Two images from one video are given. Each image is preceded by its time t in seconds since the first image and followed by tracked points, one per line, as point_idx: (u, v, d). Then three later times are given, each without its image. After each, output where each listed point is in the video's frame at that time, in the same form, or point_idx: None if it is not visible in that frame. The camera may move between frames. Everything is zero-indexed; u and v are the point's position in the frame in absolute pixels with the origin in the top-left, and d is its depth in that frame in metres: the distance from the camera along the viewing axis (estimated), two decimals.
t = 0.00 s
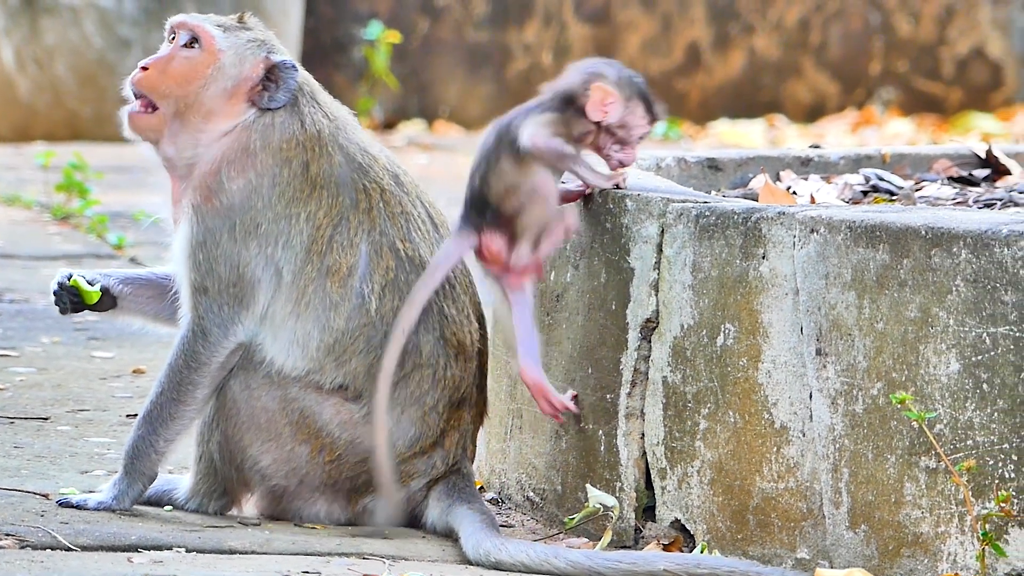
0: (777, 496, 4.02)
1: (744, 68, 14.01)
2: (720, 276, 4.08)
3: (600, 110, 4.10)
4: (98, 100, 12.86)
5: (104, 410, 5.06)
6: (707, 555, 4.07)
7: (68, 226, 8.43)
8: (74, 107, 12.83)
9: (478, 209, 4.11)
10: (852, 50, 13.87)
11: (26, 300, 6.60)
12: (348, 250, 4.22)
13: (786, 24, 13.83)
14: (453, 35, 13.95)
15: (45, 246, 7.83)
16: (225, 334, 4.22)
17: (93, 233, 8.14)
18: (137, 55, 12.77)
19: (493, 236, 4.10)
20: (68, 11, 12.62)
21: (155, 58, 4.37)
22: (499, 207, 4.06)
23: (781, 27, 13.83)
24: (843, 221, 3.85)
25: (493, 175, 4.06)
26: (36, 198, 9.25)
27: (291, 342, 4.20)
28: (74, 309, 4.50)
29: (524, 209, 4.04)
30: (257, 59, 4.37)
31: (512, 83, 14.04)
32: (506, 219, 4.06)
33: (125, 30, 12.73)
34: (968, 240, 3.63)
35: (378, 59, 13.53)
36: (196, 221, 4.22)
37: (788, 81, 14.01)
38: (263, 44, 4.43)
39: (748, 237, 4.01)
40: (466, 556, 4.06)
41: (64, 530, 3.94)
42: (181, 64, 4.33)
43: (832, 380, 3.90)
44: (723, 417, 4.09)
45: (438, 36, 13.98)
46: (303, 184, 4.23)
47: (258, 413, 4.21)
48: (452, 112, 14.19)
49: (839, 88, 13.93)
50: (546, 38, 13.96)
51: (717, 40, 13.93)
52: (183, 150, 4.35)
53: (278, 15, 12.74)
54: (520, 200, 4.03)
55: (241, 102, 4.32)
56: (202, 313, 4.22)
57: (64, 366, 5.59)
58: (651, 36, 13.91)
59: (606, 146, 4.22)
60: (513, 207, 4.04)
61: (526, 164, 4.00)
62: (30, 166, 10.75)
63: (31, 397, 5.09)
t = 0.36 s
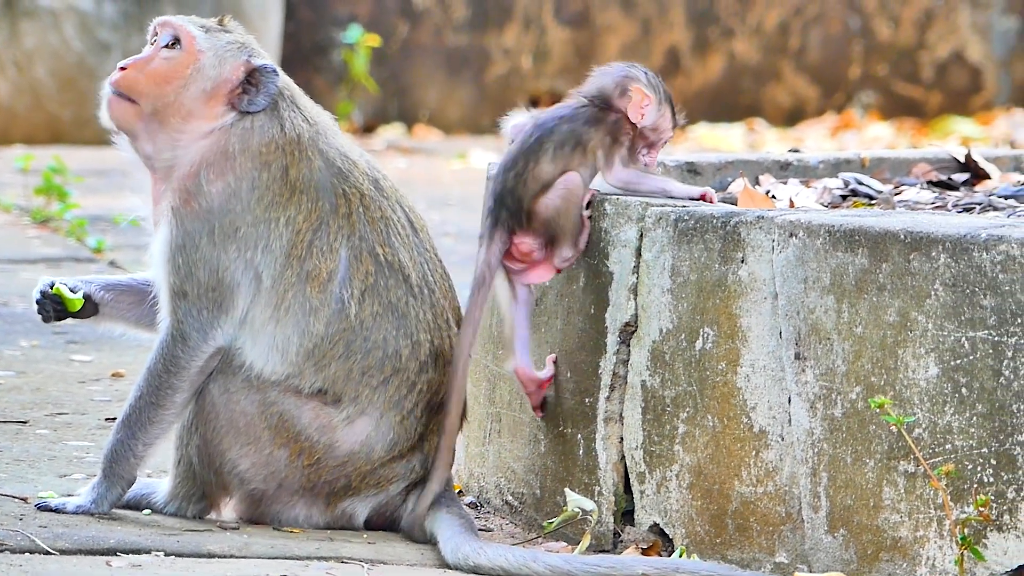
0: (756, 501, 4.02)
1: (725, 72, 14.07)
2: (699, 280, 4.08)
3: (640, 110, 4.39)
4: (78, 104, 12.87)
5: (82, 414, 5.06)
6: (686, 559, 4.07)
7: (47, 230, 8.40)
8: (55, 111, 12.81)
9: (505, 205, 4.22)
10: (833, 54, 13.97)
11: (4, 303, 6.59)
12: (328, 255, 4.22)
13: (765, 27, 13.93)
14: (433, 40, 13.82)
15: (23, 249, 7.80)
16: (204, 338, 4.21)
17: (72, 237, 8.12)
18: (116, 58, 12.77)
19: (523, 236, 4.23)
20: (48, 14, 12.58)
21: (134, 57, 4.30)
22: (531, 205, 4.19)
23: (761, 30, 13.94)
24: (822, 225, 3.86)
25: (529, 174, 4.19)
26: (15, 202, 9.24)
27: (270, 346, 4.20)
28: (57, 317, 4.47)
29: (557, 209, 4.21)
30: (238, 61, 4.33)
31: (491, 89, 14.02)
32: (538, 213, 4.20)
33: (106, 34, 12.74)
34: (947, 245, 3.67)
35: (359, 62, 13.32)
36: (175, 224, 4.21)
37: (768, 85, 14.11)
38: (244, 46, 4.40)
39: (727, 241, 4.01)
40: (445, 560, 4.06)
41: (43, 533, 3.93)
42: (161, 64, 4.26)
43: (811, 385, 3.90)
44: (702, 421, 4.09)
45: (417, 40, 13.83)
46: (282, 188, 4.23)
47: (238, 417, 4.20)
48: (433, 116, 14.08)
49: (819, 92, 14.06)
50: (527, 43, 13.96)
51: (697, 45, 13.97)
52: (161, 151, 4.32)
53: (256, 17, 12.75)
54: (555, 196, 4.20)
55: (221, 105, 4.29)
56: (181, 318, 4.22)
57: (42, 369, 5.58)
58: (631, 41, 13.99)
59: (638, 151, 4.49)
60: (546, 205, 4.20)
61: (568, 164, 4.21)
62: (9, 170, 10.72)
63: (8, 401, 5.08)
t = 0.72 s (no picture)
0: (738, 506, 4.02)
1: (706, 78, 13.99)
2: (680, 285, 4.07)
3: (637, 127, 4.66)
4: (60, 109, 12.86)
5: (64, 420, 5.06)
6: (668, 564, 4.06)
7: (29, 236, 8.39)
8: (37, 117, 12.80)
9: (472, 173, 4.49)
10: (813, 58, 13.92)
11: None
12: (309, 261, 4.22)
13: (747, 33, 13.88)
14: (415, 46, 13.79)
15: (6, 255, 7.78)
16: (186, 343, 4.21)
17: (54, 242, 8.11)
18: (98, 63, 12.77)
19: (476, 206, 4.48)
20: (31, 19, 12.55)
21: (125, 54, 4.33)
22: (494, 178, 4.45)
23: (743, 36, 13.88)
24: (803, 230, 3.86)
25: (507, 153, 4.46)
26: None
27: (252, 352, 4.20)
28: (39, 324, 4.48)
29: (514, 190, 4.41)
30: (226, 68, 4.35)
31: (473, 94, 13.97)
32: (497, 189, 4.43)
33: (87, 39, 12.74)
34: (929, 250, 3.64)
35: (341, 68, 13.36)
36: (157, 229, 4.23)
37: (750, 91, 14.04)
38: (233, 52, 4.42)
39: (709, 247, 4.01)
40: (427, 566, 4.05)
41: (25, 539, 3.92)
42: (149, 64, 4.30)
43: (793, 391, 3.90)
44: (684, 427, 4.09)
45: (399, 45, 13.80)
46: (264, 193, 4.23)
47: (219, 422, 4.21)
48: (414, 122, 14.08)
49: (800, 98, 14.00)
50: (509, 49, 13.86)
51: (679, 50, 13.92)
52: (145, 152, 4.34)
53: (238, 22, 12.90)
54: (516, 178, 4.41)
55: (207, 109, 4.32)
56: (162, 323, 4.22)
57: (24, 375, 5.59)
58: (614, 47, 13.91)
59: (637, 168, 4.72)
60: (506, 182, 4.42)
61: (545, 157, 4.48)
62: None
63: None
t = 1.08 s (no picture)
0: (720, 513, 4.02)
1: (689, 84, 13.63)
2: (663, 292, 4.07)
3: (634, 109, 4.63)
4: (42, 116, 12.78)
5: (47, 426, 5.06)
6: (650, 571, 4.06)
7: (12, 242, 8.40)
8: (18, 122, 12.74)
9: (466, 149, 4.39)
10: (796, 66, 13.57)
11: None
12: (292, 268, 4.22)
13: (730, 39, 13.54)
14: (397, 52, 13.49)
15: None
16: (169, 351, 4.21)
17: (36, 248, 8.10)
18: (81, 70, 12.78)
19: (467, 183, 4.40)
20: (13, 26, 12.60)
21: (115, 56, 4.31)
22: (488, 159, 4.36)
23: (725, 42, 13.54)
24: (786, 237, 3.86)
25: (499, 131, 4.39)
26: None
27: (234, 359, 4.19)
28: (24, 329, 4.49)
29: (507, 183, 4.35)
30: (215, 76, 4.34)
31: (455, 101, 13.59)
32: (489, 173, 4.36)
33: (70, 46, 12.76)
34: (911, 257, 3.65)
35: (322, 75, 13.02)
36: (141, 234, 4.21)
37: (733, 96, 13.69)
38: (222, 60, 4.40)
39: (691, 254, 4.01)
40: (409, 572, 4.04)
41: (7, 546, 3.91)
42: (140, 68, 4.27)
43: (775, 397, 3.90)
44: (666, 434, 4.09)
45: (382, 52, 13.49)
46: (248, 200, 4.22)
47: (202, 430, 4.21)
48: (397, 128, 13.73)
49: (783, 104, 13.65)
50: (491, 54, 13.51)
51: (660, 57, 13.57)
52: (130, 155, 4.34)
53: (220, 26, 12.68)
54: (511, 171, 4.36)
55: (194, 116, 4.31)
56: (145, 330, 4.21)
57: (6, 381, 5.59)
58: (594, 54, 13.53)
59: (627, 148, 4.74)
60: (500, 170, 4.36)
61: (536, 137, 4.44)
62: None
63: None
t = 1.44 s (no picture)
0: (704, 521, 4.02)
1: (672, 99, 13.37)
2: (647, 300, 4.07)
3: (633, 74, 4.48)
4: (25, 125, 12.69)
5: (31, 435, 5.07)
6: None
7: None
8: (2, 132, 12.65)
9: (466, 109, 4.32)
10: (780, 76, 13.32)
11: None
12: (278, 277, 4.21)
13: (714, 47, 13.30)
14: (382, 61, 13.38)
15: None
16: (152, 359, 4.20)
17: (20, 257, 8.09)
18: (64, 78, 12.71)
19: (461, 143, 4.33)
20: None
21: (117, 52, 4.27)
22: (487, 125, 4.29)
23: (709, 51, 13.30)
24: (770, 246, 3.85)
25: (500, 95, 4.30)
26: None
27: (219, 367, 4.19)
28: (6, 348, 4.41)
29: (492, 167, 4.30)
30: (213, 81, 4.32)
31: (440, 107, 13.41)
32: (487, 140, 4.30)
33: (53, 54, 12.66)
34: (895, 265, 3.64)
35: (308, 83, 12.88)
36: (128, 239, 4.19)
37: (716, 105, 13.44)
38: (220, 66, 4.40)
39: (675, 262, 4.01)
40: None
41: None
42: (141, 64, 4.24)
43: (759, 406, 3.90)
44: (650, 442, 4.09)
45: (366, 60, 13.38)
46: (236, 208, 4.21)
47: (186, 439, 4.21)
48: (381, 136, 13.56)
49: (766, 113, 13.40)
50: (476, 61, 13.40)
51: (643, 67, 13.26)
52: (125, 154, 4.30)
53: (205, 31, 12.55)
54: (502, 156, 4.29)
55: (191, 118, 4.28)
56: (130, 338, 4.20)
57: None
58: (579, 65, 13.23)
59: (628, 113, 4.54)
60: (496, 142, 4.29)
61: (537, 103, 4.34)
62: None
63: None
